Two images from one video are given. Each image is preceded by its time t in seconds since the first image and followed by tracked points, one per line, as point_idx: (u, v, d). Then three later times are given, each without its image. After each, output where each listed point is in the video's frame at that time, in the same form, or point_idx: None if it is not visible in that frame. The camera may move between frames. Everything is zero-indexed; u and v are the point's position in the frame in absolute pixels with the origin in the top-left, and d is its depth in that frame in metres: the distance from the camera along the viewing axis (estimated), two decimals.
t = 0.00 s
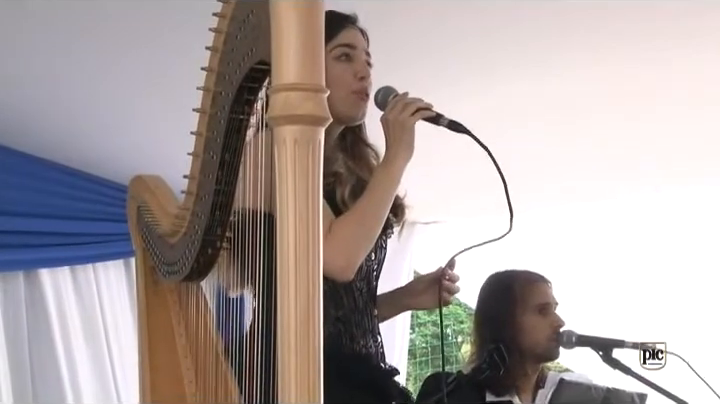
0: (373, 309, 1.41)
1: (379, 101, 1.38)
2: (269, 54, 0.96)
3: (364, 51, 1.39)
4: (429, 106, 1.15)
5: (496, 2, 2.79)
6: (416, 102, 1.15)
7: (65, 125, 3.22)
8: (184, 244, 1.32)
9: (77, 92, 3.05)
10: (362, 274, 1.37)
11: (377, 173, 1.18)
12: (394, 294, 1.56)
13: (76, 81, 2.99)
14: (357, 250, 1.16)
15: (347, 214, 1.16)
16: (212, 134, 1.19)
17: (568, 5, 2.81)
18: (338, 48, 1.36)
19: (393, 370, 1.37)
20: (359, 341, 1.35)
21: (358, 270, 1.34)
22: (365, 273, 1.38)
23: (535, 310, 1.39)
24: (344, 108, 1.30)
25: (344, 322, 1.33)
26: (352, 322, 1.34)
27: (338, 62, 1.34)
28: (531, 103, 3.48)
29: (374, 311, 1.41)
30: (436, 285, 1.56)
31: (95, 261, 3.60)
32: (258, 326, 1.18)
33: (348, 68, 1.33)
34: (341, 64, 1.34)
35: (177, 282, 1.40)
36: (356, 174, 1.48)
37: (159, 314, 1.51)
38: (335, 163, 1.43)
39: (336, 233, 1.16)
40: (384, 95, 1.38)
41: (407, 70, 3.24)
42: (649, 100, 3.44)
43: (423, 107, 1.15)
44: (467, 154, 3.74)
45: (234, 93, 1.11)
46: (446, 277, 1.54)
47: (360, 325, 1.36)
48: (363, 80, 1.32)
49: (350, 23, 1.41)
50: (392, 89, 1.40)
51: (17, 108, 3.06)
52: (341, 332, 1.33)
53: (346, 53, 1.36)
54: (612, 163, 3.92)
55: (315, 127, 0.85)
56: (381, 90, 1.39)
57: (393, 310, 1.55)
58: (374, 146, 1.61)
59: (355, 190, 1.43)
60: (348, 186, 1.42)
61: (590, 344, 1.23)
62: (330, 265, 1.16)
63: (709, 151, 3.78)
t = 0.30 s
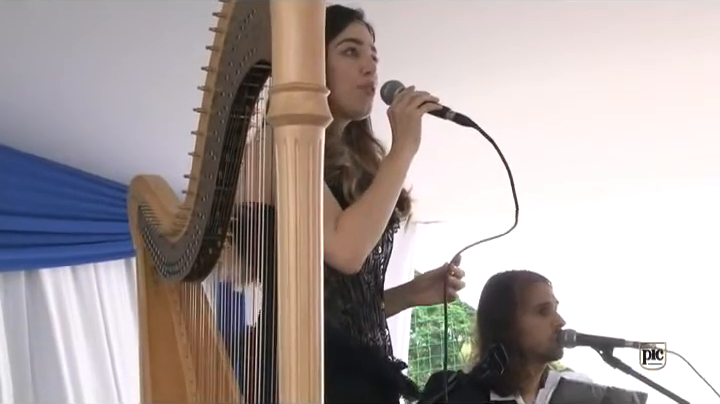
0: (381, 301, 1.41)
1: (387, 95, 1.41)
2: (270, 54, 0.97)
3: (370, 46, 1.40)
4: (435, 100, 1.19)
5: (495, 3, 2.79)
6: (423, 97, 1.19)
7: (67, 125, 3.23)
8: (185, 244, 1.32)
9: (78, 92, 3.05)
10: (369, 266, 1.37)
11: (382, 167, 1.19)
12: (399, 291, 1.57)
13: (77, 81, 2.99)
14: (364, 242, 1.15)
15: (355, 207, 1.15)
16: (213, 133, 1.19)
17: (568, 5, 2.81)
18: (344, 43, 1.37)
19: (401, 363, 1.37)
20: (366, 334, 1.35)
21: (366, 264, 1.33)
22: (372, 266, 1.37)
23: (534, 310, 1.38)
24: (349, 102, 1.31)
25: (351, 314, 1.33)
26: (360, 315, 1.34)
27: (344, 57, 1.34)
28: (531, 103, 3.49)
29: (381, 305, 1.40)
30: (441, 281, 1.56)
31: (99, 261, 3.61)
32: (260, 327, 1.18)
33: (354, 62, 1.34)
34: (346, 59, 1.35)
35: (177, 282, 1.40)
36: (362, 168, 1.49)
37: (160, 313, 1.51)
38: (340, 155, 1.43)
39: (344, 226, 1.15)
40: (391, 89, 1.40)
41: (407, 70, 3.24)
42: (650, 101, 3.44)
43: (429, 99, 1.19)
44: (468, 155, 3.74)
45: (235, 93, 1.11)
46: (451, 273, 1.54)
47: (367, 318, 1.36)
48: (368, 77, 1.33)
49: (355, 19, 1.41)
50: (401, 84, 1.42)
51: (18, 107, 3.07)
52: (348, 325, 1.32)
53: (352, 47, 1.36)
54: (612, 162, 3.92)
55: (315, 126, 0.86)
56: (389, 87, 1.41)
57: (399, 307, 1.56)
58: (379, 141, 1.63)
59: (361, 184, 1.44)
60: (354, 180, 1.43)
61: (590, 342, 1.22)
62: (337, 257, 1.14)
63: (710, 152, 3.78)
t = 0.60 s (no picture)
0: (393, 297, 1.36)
1: (395, 93, 1.42)
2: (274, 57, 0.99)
3: (375, 46, 1.42)
4: (443, 97, 1.21)
5: (505, 4, 2.80)
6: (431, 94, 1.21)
7: (68, 124, 3.25)
8: (192, 243, 1.34)
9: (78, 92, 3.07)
10: (380, 260, 1.33)
11: (395, 162, 1.19)
12: (408, 287, 1.56)
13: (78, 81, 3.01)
14: (373, 237, 1.15)
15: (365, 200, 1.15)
16: (219, 135, 1.21)
17: (577, 5, 2.82)
18: (350, 42, 1.39)
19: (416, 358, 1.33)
20: (379, 328, 1.31)
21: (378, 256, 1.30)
22: (384, 260, 1.34)
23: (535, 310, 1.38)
24: (357, 101, 1.34)
25: (364, 308, 1.30)
26: (374, 309, 1.31)
27: (350, 56, 1.36)
28: (540, 102, 3.50)
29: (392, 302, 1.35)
30: (449, 277, 1.56)
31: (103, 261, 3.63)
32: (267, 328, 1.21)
33: (359, 61, 1.36)
34: (352, 57, 1.37)
35: (184, 281, 1.42)
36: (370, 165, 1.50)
37: (166, 311, 1.53)
38: (348, 151, 1.44)
39: (353, 220, 1.15)
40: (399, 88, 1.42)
41: (417, 70, 3.25)
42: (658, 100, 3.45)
43: (437, 97, 1.21)
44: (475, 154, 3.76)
45: (241, 95, 1.13)
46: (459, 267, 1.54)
47: (381, 312, 1.32)
48: (373, 74, 1.35)
49: (360, 19, 1.43)
50: (407, 83, 1.44)
51: (19, 106, 3.09)
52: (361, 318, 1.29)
53: (358, 46, 1.38)
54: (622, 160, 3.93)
55: (321, 128, 0.86)
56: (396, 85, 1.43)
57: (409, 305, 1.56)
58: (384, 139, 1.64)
59: (371, 179, 1.44)
60: (364, 175, 1.42)
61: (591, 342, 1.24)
62: (346, 250, 1.14)
63: None
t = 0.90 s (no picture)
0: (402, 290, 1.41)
1: (402, 91, 1.44)
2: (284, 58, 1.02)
3: (381, 45, 1.45)
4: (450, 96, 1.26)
5: (513, 5, 2.83)
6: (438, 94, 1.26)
7: (73, 124, 3.29)
8: (203, 239, 1.38)
9: (80, 92, 3.11)
10: (390, 253, 1.39)
11: (403, 158, 1.23)
12: (417, 280, 1.59)
13: (82, 80, 3.04)
14: (383, 230, 1.18)
15: (374, 196, 1.19)
16: (229, 134, 1.25)
17: (584, 6, 2.84)
18: (357, 43, 1.42)
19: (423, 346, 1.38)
20: (390, 317, 1.36)
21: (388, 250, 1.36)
22: (393, 254, 1.40)
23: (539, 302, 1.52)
24: (363, 100, 1.37)
25: (376, 299, 1.34)
26: (385, 299, 1.36)
27: (357, 56, 1.39)
28: (549, 101, 3.52)
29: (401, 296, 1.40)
30: (457, 270, 1.60)
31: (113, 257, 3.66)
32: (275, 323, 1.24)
33: (366, 61, 1.39)
34: (359, 57, 1.40)
35: (195, 275, 1.46)
36: (378, 162, 1.51)
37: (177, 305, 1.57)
38: (356, 148, 1.47)
39: (364, 216, 1.18)
40: (406, 86, 1.44)
41: (426, 70, 3.28)
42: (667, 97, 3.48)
43: (444, 95, 1.26)
44: (486, 152, 3.79)
45: (251, 95, 1.17)
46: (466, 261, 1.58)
47: (391, 303, 1.37)
48: (380, 74, 1.38)
49: (366, 19, 1.47)
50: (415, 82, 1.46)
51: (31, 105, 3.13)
52: (373, 308, 1.33)
53: (364, 46, 1.42)
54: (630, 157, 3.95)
55: (328, 126, 0.90)
56: (402, 81, 1.46)
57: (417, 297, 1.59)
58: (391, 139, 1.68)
59: (379, 175, 1.47)
60: (373, 171, 1.46)
61: (588, 335, 1.29)
62: (356, 243, 1.18)
63: None
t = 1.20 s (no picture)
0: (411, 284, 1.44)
1: (408, 89, 1.48)
2: (291, 59, 1.06)
3: (388, 46, 1.48)
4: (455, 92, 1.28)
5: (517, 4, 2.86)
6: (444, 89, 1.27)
7: (77, 123, 3.32)
8: (214, 235, 1.42)
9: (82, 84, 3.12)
10: (400, 246, 1.41)
11: (411, 153, 1.25)
12: (425, 273, 1.62)
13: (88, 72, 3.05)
14: (394, 223, 1.21)
15: (384, 190, 1.22)
16: (240, 133, 1.29)
17: (588, 5, 2.87)
18: (365, 43, 1.45)
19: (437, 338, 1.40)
20: (402, 309, 1.39)
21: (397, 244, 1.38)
22: (403, 246, 1.42)
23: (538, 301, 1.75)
24: (372, 98, 1.41)
25: (387, 291, 1.37)
26: (396, 291, 1.39)
27: (365, 56, 1.43)
28: (556, 99, 3.55)
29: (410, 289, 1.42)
30: (464, 263, 1.62)
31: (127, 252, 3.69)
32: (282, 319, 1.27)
33: (374, 61, 1.43)
34: (366, 57, 1.44)
35: (206, 270, 1.50)
36: (387, 158, 1.55)
37: (189, 300, 1.61)
38: (364, 145, 1.50)
39: (374, 209, 1.21)
40: (411, 83, 1.47)
41: (434, 69, 3.31)
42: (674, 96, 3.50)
43: (449, 91, 1.27)
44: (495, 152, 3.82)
45: (260, 95, 1.21)
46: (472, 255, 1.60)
47: (402, 295, 1.40)
48: (388, 72, 1.42)
49: (373, 19, 1.50)
50: (420, 79, 1.48)
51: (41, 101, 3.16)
52: (384, 300, 1.36)
53: (372, 46, 1.45)
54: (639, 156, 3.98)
55: (336, 126, 0.91)
56: (408, 79, 1.49)
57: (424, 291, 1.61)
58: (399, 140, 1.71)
59: (388, 171, 1.49)
60: (382, 167, 1.48)
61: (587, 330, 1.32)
62: (367, 234, 1.21)
63: None
